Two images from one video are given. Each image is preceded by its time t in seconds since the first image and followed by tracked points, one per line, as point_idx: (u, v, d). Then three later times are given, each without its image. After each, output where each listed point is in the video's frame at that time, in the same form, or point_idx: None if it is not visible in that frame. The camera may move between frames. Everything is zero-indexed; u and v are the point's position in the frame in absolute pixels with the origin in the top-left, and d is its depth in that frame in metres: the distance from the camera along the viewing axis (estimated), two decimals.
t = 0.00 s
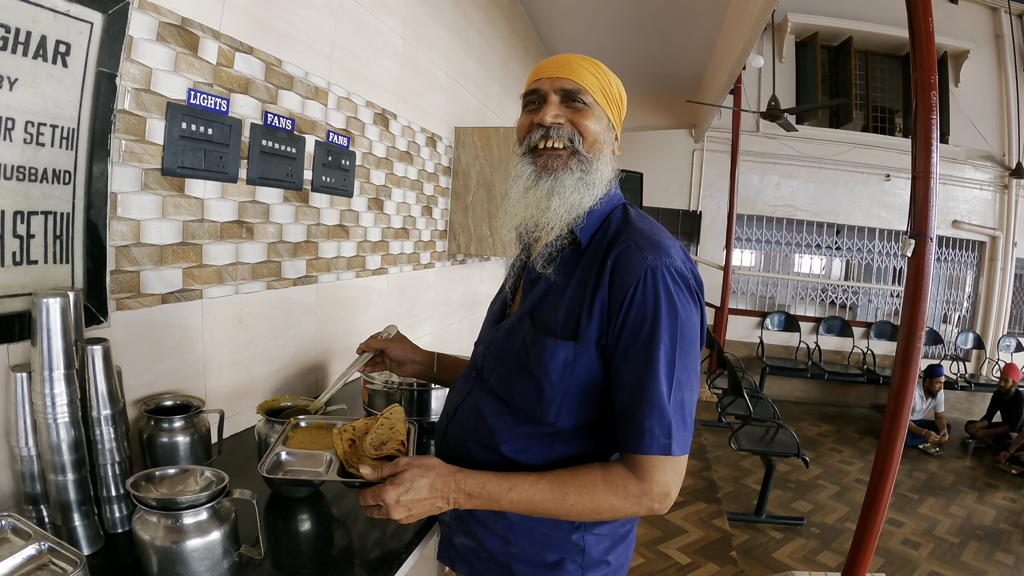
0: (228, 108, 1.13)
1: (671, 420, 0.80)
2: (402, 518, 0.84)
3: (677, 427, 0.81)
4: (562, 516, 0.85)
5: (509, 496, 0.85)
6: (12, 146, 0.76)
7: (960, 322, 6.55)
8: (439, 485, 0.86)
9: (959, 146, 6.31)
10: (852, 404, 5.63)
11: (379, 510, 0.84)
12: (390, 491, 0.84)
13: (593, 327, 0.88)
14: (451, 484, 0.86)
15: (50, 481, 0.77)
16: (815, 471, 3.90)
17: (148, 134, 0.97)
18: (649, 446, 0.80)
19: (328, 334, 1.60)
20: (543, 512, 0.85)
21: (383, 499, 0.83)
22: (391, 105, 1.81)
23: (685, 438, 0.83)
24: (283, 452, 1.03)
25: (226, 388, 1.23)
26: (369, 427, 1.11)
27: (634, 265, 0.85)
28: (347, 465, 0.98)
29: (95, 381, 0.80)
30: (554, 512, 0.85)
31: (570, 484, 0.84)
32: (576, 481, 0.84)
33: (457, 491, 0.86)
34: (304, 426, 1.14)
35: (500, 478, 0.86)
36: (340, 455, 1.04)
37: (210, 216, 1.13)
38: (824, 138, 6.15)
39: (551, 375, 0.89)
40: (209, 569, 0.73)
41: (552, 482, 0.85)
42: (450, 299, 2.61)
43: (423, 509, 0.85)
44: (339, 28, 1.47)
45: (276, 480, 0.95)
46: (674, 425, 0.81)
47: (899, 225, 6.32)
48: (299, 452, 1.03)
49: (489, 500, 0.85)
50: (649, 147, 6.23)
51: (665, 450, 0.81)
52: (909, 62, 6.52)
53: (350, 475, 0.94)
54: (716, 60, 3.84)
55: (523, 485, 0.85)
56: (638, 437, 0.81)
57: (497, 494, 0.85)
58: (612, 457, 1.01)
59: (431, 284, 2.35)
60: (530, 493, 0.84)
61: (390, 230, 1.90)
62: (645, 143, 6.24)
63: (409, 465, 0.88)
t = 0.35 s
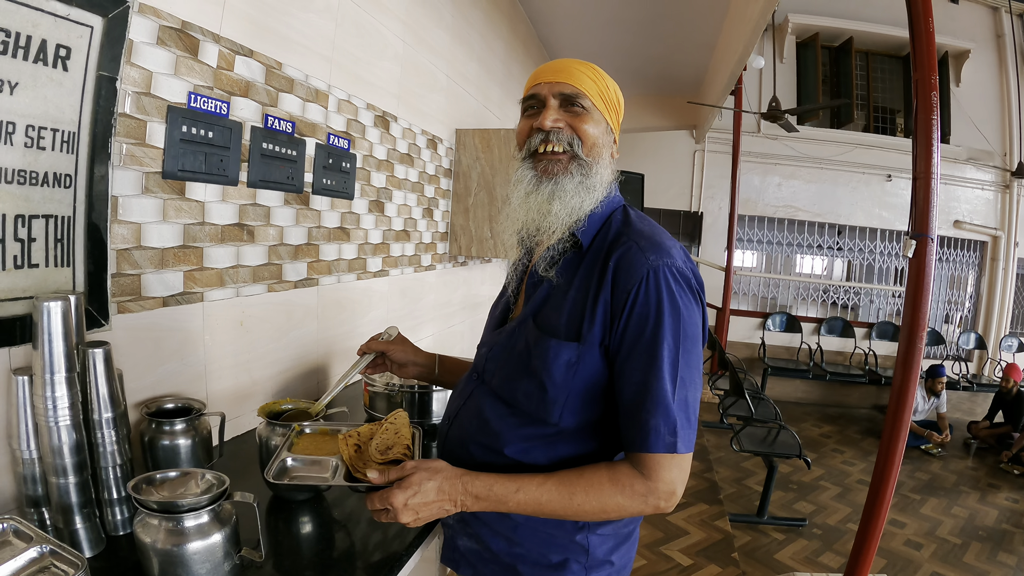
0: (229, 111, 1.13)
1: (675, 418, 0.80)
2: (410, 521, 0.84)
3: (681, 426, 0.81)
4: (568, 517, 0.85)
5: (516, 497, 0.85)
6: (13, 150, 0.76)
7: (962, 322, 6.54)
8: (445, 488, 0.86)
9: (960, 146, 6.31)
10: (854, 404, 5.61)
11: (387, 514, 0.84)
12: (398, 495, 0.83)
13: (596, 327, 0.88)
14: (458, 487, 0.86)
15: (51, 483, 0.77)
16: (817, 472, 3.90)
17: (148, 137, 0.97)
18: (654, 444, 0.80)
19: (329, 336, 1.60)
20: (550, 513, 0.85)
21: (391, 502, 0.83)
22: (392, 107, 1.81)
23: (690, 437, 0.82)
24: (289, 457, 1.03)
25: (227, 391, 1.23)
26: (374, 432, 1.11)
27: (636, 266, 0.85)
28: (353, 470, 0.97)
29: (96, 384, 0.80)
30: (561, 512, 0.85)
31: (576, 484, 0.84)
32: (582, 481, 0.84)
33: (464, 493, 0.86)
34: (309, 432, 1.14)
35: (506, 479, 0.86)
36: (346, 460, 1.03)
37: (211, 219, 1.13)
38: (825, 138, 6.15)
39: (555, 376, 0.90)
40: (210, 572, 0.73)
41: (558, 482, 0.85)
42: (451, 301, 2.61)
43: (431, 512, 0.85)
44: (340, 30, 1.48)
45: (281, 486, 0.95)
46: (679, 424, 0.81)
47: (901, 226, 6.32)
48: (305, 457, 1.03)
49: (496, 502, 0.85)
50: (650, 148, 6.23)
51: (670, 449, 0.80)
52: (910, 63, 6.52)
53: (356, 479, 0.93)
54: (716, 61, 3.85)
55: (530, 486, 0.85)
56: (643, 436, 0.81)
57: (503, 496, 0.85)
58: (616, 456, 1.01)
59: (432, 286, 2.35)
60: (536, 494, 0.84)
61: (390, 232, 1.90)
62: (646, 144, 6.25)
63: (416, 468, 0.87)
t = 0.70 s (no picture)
0: (227, 114, 1.13)
1: (674, 414, 0.80)
2: (410, 521, 0.84)
3: (680, 422, 0.81)
4: (568, 515, 0.85)
5: (516, 496, 0.85)
6: (12, 153, 0.77)
7: (963, 322, 6.52)
8: (445, 487, 0.86)
9: (961, 145, 6.31)
10: (855, 405, 5.61)
11: (387, 513, 0.84)
12: (397, 494, 0.83)
13: (594, 325, 0.88)
14: (458, 486, 0.86)
15: (51, 485, 0.77)
16: (817, 472, 3.89)
17: (147, 140, 0.98)
18: (653, 441, 0.80)
19: (328, 338, 1.60)
20: (549, 512, 0.85)
21: (391, 501, 0.83)
22: (391, 109, 1.82)
23: (688, 434, 0.83)
24: (290, 458, 1.03)
25: (226, 393, 1.23)
26: (376, 433, 1.11)
27: (633, 264, 0.85)
28: (353, 470, 0.98)
29: (95, 386, 0.81)
30: (561, 511, 0.85)
31: (576, 482, 0.84)
32: (581, 479, 0.84)
33: (463, 492, 0.86)
34: (309, 434, 1.14)
35: (505, 477, 0.86)
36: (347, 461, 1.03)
37: (209, 221, 1.13)
38: (826, 138, 6.15)
39: (553, 374, 0.90)
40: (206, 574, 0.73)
41: (557, 481, 0.85)
42: (451, 302, 2.61)
43: (431, 511, 0.86)
44: (338, 33, 1.48)
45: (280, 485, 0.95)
46: (677, 420, 0.81)
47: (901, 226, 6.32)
48: (305, 458, 1.03)
49: (496, 501, 0.85)
50: (651, 148, 6.24)
51: (669, 445, 0.80)
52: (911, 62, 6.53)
53: (357, 479, 0.94)
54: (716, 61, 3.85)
55: (530, 485, 0.85)
56: (641, 433, 0.81)
57: (503, 494, 0.85)
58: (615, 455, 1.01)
59: (432, 287, 2.35)
60: (536, 492, 0.85)
61: (390, 234, 1.91)
62: (647, 145, 6.25)
63: (416, 467, 0.88)
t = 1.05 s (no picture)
0: (227, 115, 1.13)
1: (678, 414, 0.80)
2: (413, 521, 0.84)
3: (684, 422, 0.81)
4: (572, 516, 0.85)
5: (520, 497, 0.84)
6: (11, 154, 0.77)
7: (966, 321, 6.50)
8: (449, 487, 0.85)
9: (963, 145, 6.30)
10: (857, 405, 5.59)
11: (391, 513, 0.84)
12: (401, 494, 0.83)
13: (599, 325, 0.88)
14: (462, 486, 0.85)
15: (50, 487, 0.77)
16: (820, 473, 3.88)
17: (147, 142, 0.98)
18: (657, 441, 0.80)
19: (329, 339, 1.60)
20: (554, 512, 0.85)
21: (394, 502, 0.83)
22: (391, 109, 1.81)
23: (693, 434, 0.82)
24: (291, 458, 1.03)
25: (227, 394, 1.23)
26: (377, 433, 1.10)
27: (638, 264, 0.85)
28: (356, 471, 0.97)
29: (95, 388, 0.81)
30: (565, 511, 0.84)
31: (580, 482, 0.84)
32: (585, 480, 0.84)
33: (467, 492, 0.85)
34: (311, 433, 1.13)
35: (509, 478, 0.86)
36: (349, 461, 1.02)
37: (209, 222, 1.13)
38: (827, 138, 6.14)
39: (558, 373, 0.89)
40: None
41: (561, 482, 0.84)
42: (452, 303, 2.61)
43: (435, 511, 0.85)
44: (338, 33, 1.48)
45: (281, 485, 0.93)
46: (682, 420, 0.80)
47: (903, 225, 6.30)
48: (307, 458, 1.03)
49: (500, 501, 0.85)
50: (652, 149, 6.24)
51: (673, 445, 0.80)
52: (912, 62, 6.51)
53: (359, 480, 0.93)
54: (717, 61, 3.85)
55: (534, 485, 0.85)
56: (645, 432, 0.80)
57: (507, 495, 0.85)
58: (619, 456, 1.01)
59: (433, 288, 2.35)
60: (540, 493, 0.84)
61: (391, 235, 1.90)
62: (648, 145, 6.25)
63: (420, 467, 0.87)
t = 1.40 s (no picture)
0: (227, 115, 1.13)
1: (681, 418, 0.79)
2: (413, 521, 0.83)
3: (688, 426, 0.80)
4: (572, 517, 0.84)
5: (520, 498, 0.84)
6: (10, 154, 0.76)
7: (968, 321, 6.48)
8: (449, 487, 0.85)
9: (964, 144, 6.27)
10: (859, 405, 5.58)
11: (391, 514, 0.83)
12: (401, 494, 0.83)
13: (605, 325, 0.87)
14: (462, 487, 0.85)
15: (49, 488, 0.76)
16: (822, 473, 3.87)
17: (146, 142, 0.98)
18: (659, 444, 0.79)
19: (330, 340, 1.60)
20: (554, 513, 0.84)
21: (394, 502, 0.82)
22: (392, 109, 1.81)
23: (695, 438, 0.82)
24: (290, 456, 1.02)
25: (228, 394, 1.23)
26: (376, 432, 1.09)
27: (646, 266, 0.84)
28: (355, 470, 0.96)
29: (94, 389, 0.80)
30: (565, 513, 0.84)
31: (580, 484, 0.83)
32: (586, 482, 0.83)
33: (467, 493, 0.85)
34: (310, 431, 1.13)
35: (510, 479, 0.85)
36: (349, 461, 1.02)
37: (209, 222, 1.13)
38: (829, 138, 6.13)
39: (562, 373, 0.89)
40: None
41: (561, 484, 0.84)
42: (454, 303, 2.61)
43: (435, 512, 0.85)
44: (339, 33, 1.48)
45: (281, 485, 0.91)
46: (684, 424, 0.80)
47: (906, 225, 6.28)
48: (306, 456, 1.02)
49: (500, 503, 0.84)
50: (654, 149, 6.23)
51: (675, 449, 0.79)
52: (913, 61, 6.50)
53: (359, 479, 0.92)
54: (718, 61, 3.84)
55: (534, 486, 0.84)
56: (647, 435, 0.80)
57: (508, 496, 0.84)
58: (621, 457, 1.00)
59: (435, 288, 2.35)
60: (540, 494, 0.84)
61: (391, 235, 1.90)
62: (650, 146, 6.25)
63: (420, 468, 0.87)
